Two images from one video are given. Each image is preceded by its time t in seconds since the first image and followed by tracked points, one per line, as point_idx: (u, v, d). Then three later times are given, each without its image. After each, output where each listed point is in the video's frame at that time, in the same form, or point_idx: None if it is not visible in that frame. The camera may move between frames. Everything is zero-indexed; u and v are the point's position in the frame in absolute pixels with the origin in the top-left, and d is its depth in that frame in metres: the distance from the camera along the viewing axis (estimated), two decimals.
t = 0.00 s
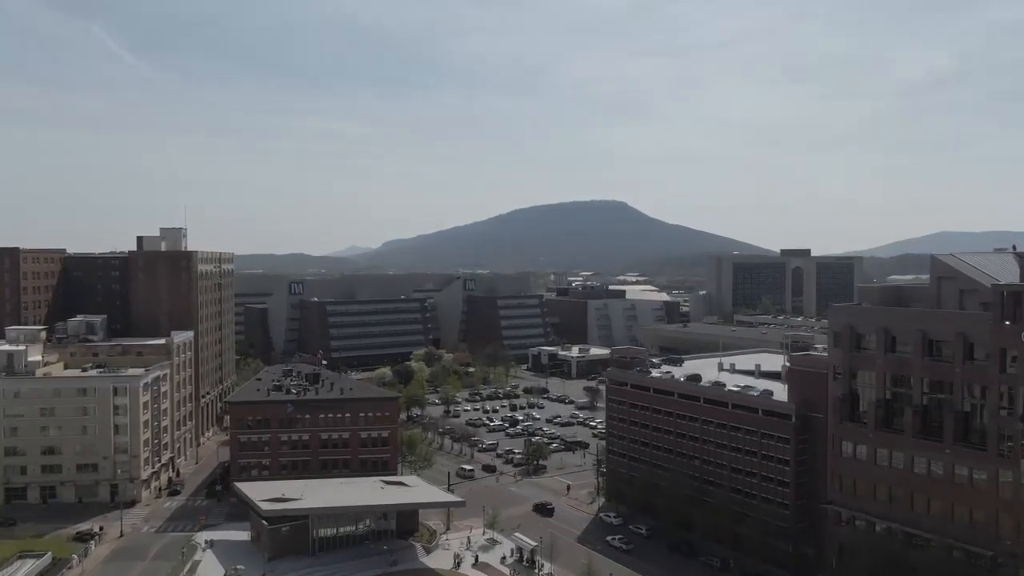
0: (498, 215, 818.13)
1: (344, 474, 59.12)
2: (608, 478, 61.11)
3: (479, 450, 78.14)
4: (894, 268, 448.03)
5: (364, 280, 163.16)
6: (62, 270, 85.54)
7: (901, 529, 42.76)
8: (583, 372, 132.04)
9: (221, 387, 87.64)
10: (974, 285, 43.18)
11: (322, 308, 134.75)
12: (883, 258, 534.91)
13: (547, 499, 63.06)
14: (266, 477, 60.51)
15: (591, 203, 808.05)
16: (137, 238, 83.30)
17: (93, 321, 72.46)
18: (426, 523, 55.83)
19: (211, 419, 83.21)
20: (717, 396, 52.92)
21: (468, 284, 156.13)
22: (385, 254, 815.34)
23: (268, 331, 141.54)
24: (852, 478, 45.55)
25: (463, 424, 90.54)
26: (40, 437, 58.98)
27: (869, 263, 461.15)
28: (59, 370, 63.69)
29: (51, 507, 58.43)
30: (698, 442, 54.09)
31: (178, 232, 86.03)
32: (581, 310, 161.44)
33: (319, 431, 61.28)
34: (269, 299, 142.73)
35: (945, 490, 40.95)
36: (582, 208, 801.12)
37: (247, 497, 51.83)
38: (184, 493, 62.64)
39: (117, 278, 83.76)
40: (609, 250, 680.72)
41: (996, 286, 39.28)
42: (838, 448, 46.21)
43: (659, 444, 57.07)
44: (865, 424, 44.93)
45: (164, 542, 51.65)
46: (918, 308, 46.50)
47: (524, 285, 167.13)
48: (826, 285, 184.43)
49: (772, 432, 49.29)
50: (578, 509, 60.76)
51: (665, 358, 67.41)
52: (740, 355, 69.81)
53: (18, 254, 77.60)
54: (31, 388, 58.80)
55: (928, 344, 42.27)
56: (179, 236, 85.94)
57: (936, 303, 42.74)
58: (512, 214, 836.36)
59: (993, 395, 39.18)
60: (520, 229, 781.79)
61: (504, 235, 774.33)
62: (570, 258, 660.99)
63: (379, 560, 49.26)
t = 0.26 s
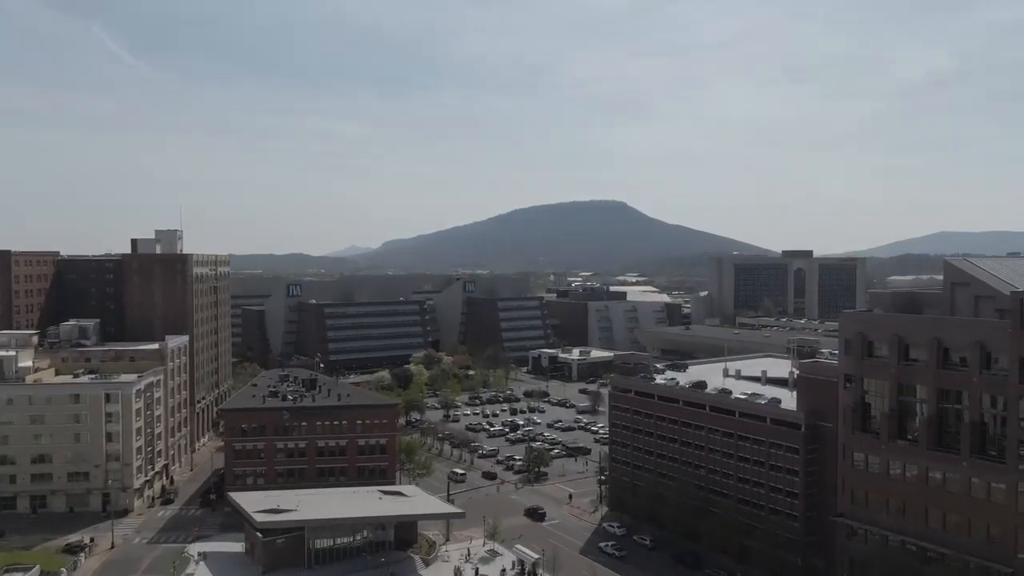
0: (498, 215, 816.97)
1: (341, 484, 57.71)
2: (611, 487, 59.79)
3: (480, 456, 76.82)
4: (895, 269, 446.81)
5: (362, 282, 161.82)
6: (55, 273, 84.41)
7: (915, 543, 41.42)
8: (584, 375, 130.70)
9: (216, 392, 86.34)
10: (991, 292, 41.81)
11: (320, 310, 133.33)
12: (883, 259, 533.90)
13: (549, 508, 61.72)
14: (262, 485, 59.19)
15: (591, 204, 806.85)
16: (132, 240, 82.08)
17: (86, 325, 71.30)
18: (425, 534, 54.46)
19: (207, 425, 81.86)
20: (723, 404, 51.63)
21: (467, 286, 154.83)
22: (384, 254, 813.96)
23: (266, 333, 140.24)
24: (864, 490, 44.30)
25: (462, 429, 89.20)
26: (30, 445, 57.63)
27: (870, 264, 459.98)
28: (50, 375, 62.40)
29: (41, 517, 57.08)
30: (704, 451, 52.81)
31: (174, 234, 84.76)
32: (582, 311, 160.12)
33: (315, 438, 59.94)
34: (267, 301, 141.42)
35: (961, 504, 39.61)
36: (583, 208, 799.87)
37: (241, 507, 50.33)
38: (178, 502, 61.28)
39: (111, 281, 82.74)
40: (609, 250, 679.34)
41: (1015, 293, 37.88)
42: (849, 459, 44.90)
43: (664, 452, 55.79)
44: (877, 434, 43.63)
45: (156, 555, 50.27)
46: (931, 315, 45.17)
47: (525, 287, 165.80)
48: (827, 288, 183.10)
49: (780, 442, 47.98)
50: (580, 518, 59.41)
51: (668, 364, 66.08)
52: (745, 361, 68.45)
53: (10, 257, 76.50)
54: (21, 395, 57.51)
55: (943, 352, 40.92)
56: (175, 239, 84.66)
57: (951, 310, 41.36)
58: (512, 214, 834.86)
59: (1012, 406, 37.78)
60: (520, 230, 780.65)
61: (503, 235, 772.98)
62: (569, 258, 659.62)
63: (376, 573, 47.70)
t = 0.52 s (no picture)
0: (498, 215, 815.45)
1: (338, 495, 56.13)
2: (616, 497, 58.21)
3: (480, 464, 75.24)
4: (896, 269, 445.22)
5: (361, 284, 160.30)
6: (48, 277, 83.02)
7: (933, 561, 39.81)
8: (585, 378, 129.12)
9: (212, 397, 84.79)
10: (1011, 299, 40.11)
11: (318, 313, 131.76)
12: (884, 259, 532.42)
13: (551, 519, 60.17)
14: (256, 496, 57.65)
15: (591, 204, 805.16)
16: (125, 243, 80.40)
17: (78, 330, 69.87)
18: (424, 547, 52.86)
19: (202, 431, 80.30)
20: (731, 414, 50.08)
21: (467, 287, 153.28)
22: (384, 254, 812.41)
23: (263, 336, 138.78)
24: (879, 504, 42.74)
25: (462, 435, 87.61)
26: (18, 455, 56.10)
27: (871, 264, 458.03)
28: (40, 382, 60.91)
29: (29, 529, 55.53)
30: (712, 462, 51.26)
31: (169, 237, 83.12)
32: (583, 313, 158.48)
33: (311, 447, 58.39)
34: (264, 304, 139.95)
35: (982, 521, 37.97)
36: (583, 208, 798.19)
37: (234, 520, 48.71)
38: (170, 513, 59.70)
39: (105, 285, 81.21)
40: (609, 250, 677.74)
41: None
42: (863, 472, 43.32)
43: (670, 462, 54.24)
44: (893, 447, 42.03)
45: (146, 570, 48.65)
46: (948, 323, 43.51)
47: (525, 289, 164.18)
48: (830, 289, 181.45)
49: (791, 454, 46.42)
50: (584, 530, 57.84)
51: (673, 371, 64.53)
52: (752, 367, 66.84)
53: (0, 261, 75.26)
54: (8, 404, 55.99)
55: (962, 362, 39.26)
56: (170, 241, 83.01)
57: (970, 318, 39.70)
58: (512, 214, 833.26)
59: None
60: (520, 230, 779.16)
61: (503, 235, 771.46)
62: (569, 258, 658.03)
63: None
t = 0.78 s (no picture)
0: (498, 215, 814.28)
1: (334, 506, 54.82)
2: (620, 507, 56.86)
3: (480, 471, 73.92)
4: (897, 270, 443.91)
5: (360, 285, 158.88)
6: (41, 280, 81.72)
7: None
8: (586, 382, 127.80)
9: (208, 402, 83.50)
10: None
11: (316, 315, 130.35)
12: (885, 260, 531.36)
13: (553, 528, 58.81)
14: (252, 506, 56.37)
15: (591, 204, 803.89)
16: (119, 245, 79.00)
17: (71, 334, 68.58)
18: (423, 559, 51.49)
19: (198, 436, 78.91)
20: (739, 423, 48.76)
21: (467, 289, 152.03)
22: (384, 254, 811.52)
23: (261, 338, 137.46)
24: (893, 518, 41.46)
25: (462, 441, 86.28)
26: (7, 463, 54.73)
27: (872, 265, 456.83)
28: (30, 389, 59.49)
29: (18, 540, 54.15)
30: (718, 472, 49.96)
31: (165, 239, 81.81)
32: (584, 315, 157.19)
33: (308, 456, 57.09)
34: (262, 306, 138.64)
35: (1001, 537, 36.59)
36: (583, 208, 796.97)
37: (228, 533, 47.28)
38: (164, 523, 58.40)
39: (99, 288, 80.02)
40: (609, 250, 676.45)
41: None
42: (877, 485, 41.97)
43: (675, 472, 52.94)
44: (907, 459, 40.69)
45: None
46: (963, 331, 42.09)
47: (525, 290, 162.94)
48: (833, 291, 180.12)
49: (800, 465, 45.08)
50: (586, 540, 56.50)
51: (677, 377, 63.24)
52: (757, 373, 65.52)
53: None
54: None
55: (979, 372, 37.84)
56: (165, 243, 81.71)
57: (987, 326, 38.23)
58: (512, 214, 832.00)
59: None
60: (520, 230, 778.10)
61: (503, 235, 770.08)
62: (569, 258, 656.71)
63: None
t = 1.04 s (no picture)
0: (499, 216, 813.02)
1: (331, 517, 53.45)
2: (623, 517, 55.51)
3: (480, 478, 72.58)
4: (899, 271, 442.43)
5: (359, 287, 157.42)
6: (34, 283, 80.49)
7: None
8: (588, 385, 126.39)
9: (204, 408, 82.13)
10: None
11: (315, 318, 128.91)
12: (886, 260, 530.24)
13: (555, 538, 57.48)
14: (247, 516, 55.02)
15: (592, 204, 802.37)
16: (114, 247, 77.63)
17: (63, 338, 67.30)
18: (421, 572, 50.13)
19: (193, 442, 77.57)
20: (747, 432, 47.42)
21: (467, 291, 150.70)
22: (384, 254, 810.28)
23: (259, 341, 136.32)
24: (908, 533, 40.07)
25: (462, 447, 84.89)
26: None
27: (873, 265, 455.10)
28: (20, 396, 58.23)
29: (7, 551, 52.84)
30: (725, 483, 48.60)
31: (160, 241, 80.48)
32: (585, 317, 155.83)
33: (304, 465, 55.75)
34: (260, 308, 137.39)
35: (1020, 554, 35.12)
36: (583, 209, 795.37)
37: (220, 546, 45.93)
38: (157, 534, 57.03)
39: (93, 291, 78.79)
40: (609, 250, 675.05)
41: None
42: (890, 498, 40.60)
43: (681, 482, 51.58)
44: (922, 472, 39.27)
45: None
46: (980, 339, 40.58)
47: (526, 292, 161.58)
48: (836, 293, 178.66)
49: (811, 476, 43.73)
50: (589, 551, 55.16)
51: (682, 383, 61.87)
52: (764, 379, 64.15)
53: None
54: None
55: (997, 383, 36.32)
56: (160, 246, 80.37)
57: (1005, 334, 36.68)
58: (512, 214, 830.61)
59: None
60: (521, 231, 776.75)
61: (503, 235, 768.62)
62: (570, 258, 655.25)
63: None
